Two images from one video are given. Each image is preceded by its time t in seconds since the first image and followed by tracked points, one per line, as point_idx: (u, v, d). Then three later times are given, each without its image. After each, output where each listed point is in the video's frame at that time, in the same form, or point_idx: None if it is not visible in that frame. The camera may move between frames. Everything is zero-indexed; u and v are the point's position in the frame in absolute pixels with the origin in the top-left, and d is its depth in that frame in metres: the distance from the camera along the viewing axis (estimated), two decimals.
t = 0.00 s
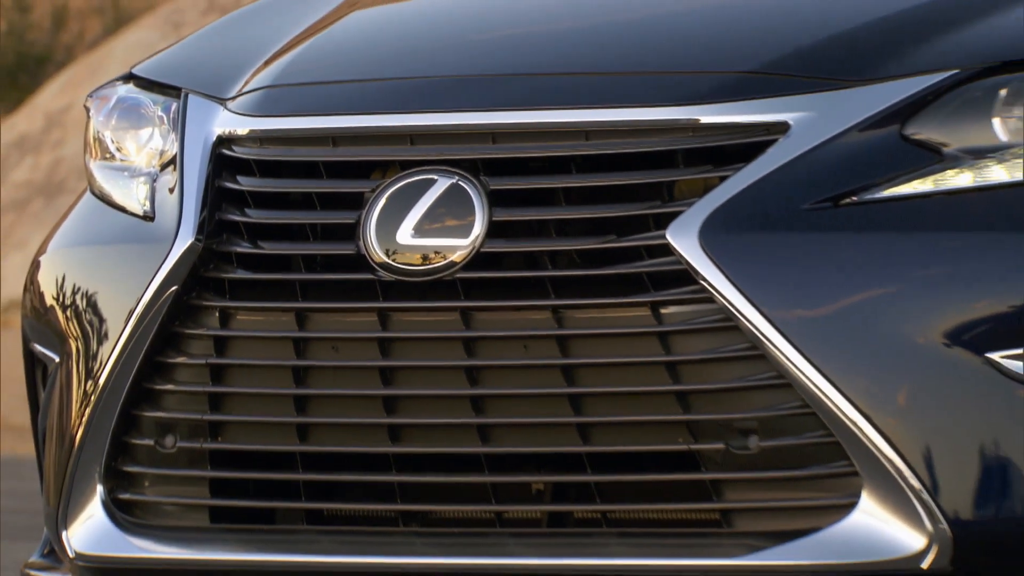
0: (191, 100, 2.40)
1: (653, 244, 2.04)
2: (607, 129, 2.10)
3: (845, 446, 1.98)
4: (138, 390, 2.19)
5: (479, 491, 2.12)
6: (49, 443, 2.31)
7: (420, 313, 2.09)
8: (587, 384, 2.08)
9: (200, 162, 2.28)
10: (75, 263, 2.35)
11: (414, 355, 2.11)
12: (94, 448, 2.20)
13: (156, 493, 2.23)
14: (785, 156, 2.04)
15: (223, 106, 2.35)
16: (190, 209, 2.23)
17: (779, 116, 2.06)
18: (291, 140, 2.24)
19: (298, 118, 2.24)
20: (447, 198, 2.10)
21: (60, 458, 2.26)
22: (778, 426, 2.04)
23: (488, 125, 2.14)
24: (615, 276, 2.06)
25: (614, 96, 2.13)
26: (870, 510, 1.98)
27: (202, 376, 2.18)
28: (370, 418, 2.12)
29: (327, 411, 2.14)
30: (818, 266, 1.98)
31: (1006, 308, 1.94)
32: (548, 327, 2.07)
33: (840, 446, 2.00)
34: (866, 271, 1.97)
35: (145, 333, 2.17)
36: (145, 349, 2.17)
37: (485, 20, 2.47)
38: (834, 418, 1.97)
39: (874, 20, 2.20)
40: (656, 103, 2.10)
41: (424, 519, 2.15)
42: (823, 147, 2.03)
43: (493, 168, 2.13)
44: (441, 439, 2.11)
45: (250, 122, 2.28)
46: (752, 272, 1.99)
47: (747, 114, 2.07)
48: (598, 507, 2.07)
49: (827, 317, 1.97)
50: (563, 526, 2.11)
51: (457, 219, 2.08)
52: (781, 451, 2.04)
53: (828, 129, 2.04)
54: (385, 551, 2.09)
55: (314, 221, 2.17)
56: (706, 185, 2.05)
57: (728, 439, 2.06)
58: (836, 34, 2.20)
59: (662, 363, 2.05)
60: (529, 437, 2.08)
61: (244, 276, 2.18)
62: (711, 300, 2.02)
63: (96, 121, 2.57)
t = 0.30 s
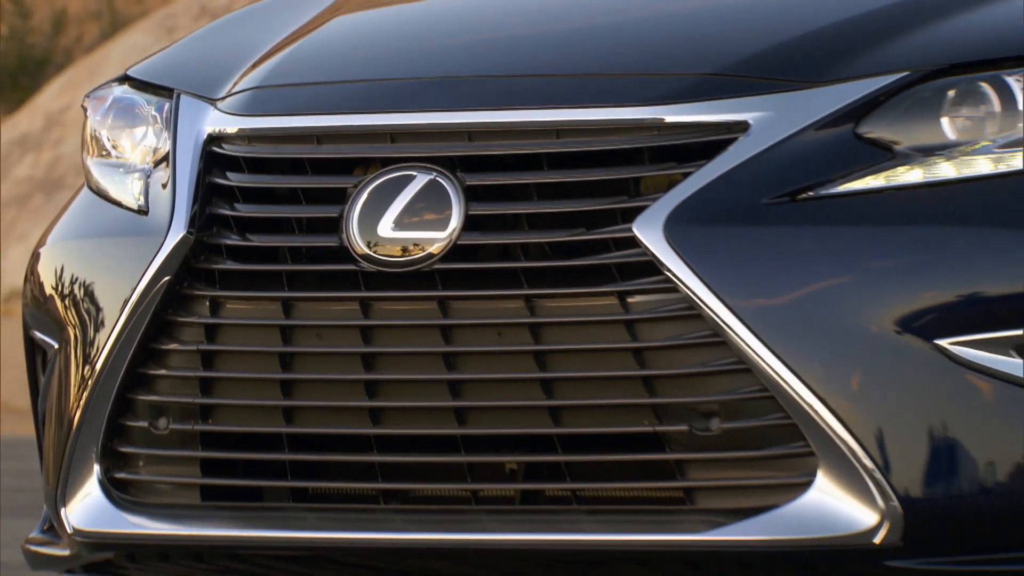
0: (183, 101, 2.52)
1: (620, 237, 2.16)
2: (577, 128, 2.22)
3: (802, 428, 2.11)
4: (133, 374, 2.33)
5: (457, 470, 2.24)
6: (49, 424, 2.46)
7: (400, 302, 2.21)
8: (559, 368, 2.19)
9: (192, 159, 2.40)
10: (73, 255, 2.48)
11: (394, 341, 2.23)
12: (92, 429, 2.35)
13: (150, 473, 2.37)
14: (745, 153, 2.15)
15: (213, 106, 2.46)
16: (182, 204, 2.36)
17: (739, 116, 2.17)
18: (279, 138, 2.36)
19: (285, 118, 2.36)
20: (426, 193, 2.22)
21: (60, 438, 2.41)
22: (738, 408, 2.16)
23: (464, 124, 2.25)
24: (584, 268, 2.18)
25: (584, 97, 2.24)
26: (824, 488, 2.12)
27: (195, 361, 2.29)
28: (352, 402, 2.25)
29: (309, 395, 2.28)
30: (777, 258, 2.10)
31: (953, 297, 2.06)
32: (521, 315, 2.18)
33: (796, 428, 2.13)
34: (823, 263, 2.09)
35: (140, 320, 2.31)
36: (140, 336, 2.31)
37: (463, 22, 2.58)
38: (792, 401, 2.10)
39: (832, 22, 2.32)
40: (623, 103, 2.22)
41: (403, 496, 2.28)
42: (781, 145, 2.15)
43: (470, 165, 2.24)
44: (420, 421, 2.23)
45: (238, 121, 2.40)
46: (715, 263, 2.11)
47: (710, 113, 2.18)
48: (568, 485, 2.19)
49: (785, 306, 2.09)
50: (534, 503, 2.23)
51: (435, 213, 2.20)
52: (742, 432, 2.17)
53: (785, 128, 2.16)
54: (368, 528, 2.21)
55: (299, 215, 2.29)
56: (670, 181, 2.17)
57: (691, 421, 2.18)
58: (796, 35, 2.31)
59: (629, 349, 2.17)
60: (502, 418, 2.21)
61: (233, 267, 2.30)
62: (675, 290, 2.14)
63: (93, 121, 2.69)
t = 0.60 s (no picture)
0: (175, 104, 2.64)
1: (589, 232, 2.28)
2: (549, 129, 2.33)
3: (761, 414, 2.23)
4: (127, 361, 2.46)
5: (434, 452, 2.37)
6: (47, 410, 2.59)
7: (382, 294, 2.34)
8: (531, 356, 2.31)
9: (184, 159, 2.53)
10: (71, 250, 2.60)
11: (375, 331, 2.35)
12: (87, 415, 2.48)
13: (142, 456, 2.50)
14: (707, 153, 2.27)
15: (203, 109, 2.58)
16: (174, 201, 2.48)
17: (702, 117, 2.28)
18: (266, 139, 2.49)
19: (272, 119, 2.48)
20: (405, 191, 2.35)
21: (58, 423, 2.54)
22: (701, 395, 2.27)
23: (442, 125, 2.37)
24: (555, 261, 2.29)
25: (555, 100, 2.35)
26: (783, 470, 2.23)
27: (184, 349, 2.42)
28: (336, 388, 2.37)
29: (297, 380, 2.40)
30: (737, 252, 2.22)
31: (904, 289, 2.19)
32: (496, 306, 2.30)
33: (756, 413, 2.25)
34: (781, 257, 2.21)
35: (133, 311, 2.43)
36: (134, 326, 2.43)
37: (442, 27, 2.69)
38: (752, 388, 2.22)
39: (793, 27, 2.43)
40: (593, 106, 2.34)
41: (384, 478, 2.40)
42: (741, 145, 2.26)
43: (447, 164, 2.36)
44: (400, 407, 2.36)
45: (227, 122, 2.52)
46: (679, 257, 2.23)
47: (675, 115, 2.29)
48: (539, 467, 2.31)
49: (745, 298, 2.21)
50: (507, 484, 2.35)
51: (414, 209, 2.33)
52: (705, 416, 2.28)
53: (746, 128, 2.27)
54: (347, 507, 2.36)
55: (285, 212, 2.41)
56: (637, 179, 2.29)
57: (657, 407, 2.29)
58: (758, 39, 2.42)
59: (597, 339, 2.29)
60: (477, 404, 2.33)
61: (222, 261, 2.43)
62: (641, 283, 2.25)
63: (89, 122, 2.81)
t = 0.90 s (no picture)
0: (163, 109, 2.75)
1: (558, 232, 2.39)
2: (519, 133, 2.44)
3: (722, 405, 2.34)
4: (117, 355, 2.58)
5: (410, 441, 2.48)
6: (40, 401, 2.71)
7: (361, 291, 2.46)
8: (503, 350, 2.41)
9: (171, 161, 2.64)
10: (63, 249, 2.72)
11: (354, 326, 2.46)
12: (78, 406, 2.60)
13: (131, 445, 2.63)
14: (670, 156, 2.37)
15: (190, 113, 2.69)
16: (162, 202, 2.60)
17: (665, 122, 2.40)
18: (249, 143, 2.60)
19: (255, 124, 2.60)
20: (382, 192, 2.46)
21: (50, 414, 2.66)
22: (665, 387, 2.38)
23: (418, 129, 2.49)
24: (525, 259, 2.40)
25: (525, 105, 2.46)
26: (743, 459, 2.34)
27: (172, 344, 2.54)
28: (316, 379, 2.48)
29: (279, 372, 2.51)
30: (699, 250, 2.33)
31: (858, 287, 2.29)
32: (469, 302, 2.41)
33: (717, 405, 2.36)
34: (741, 256, 2.32)
35: (122, 308, 2.55)
36: (122, 322, 2.55)
37: (420, 35, 2.80)
38: (713, 380, 2.32)
39: (754, 35, 2.54)
40: (562, 111, 2.44)
41: (364, 466, 2.52)
42: (703, 149, 2.37)
43: (422, 167, 2.48)
44: (377, 398, 2.47)
45: (212, 127, 2.63)
46: (644, 256, 2.34)
47: (640, 120, 2.40)
48: (510, 456, 2.43)
49: (706, 294, 2.32)
50: (481, 473, 2.46)
51: (391, 210, 2.45)
52: (668, 408, 2.39)
53: (707, 133, 2.38)
54: (327, 494, 2.48)
55: (268, 212, 2.53)
56: (603, 181, 2.40)
57: (622, 398, 2.41)
58: (720, 46, 2.53)
59: (566, 333, 2.39)
60: (451, 396, 2.44)
61: (208, 259, 2.54)
62: (607, 279, 2.36)
63: (80, 126, 2.92)
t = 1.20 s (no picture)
0: (145, 114, 2.85)
1: (525, 232, 2.48)
2: (488, 137, 2.54)
3: (684, 398, 2.43)
4: (100, 350, 2.68)
5: (382, 433, 2.59)
6: (27, 395, 2.81)
7: (335, 289, 2.56)
8: (473, 346, 2.52)
9: (152, 164, 2.75)
10: (49, 248, 2.81)
11: (329, 323, 2.57)
12: (64, 400, 2.71)
13: (115, 438, 2.73)
14: (634, 159, 2.47)
15: (172, 119, 2.79)
16: (144, 203, 2.71)
17: (629, 127, 2.48)
18: (228, 146, 2.70)
19: (234, 128, 2.70)
20: (357, 194, 2.56)
21: (37, 407, 2.76)
22: (628, 381, 2.47)
23: (390, 134, 2.58)
24: (494, 258, 2.50)
25: (493, 110, 2.56)
26: (704, 451, 2.44)
27: (154, 340, 2.65)
28: (293, 374, 2.59)
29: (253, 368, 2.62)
30: (661, 250, 2.43)
31: (813, 285, 2.39)
32: (439, 300, 2.51)
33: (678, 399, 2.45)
34: (701, 255, 2.42)
35: (105, 305, 2.66)
36: (105, 319, 2.66)
37: (393, 43, 2.89)
38: (675, 375, 2.42)
39: (716, 42, 2.63)
40: (530, 115, 2.53)
41: (338, 458, 2.62)
42: (666, 153, 2.46)
43: (395, 170, 2.58)
44: (351, 391, 2.58)
45: (193, 131, 2.73)
46: (608, 255, 2.43)
47: (604, 125, 2.49)
48: (478, 448, 2.53)
49: (668, 292, 2.41)
50: (451, 464, 2.56)
51: (365, 211, 2.54)
52: (632, 401, 2.48)
53: (669, 137, 2.47)
54: (304, 485, 2.59)
55: (246, 213, 2.63)
56: (569, 184, 2.49)
57: (588, 392, 2.50)
58: (683, 53, 2.62)
59: (533, 330, 2.49)
60: (423, 390, 2.55)
61: (188, 259, 2.64)
62: (573, 278, 2.46)
63: (65, 130, 3.02)
